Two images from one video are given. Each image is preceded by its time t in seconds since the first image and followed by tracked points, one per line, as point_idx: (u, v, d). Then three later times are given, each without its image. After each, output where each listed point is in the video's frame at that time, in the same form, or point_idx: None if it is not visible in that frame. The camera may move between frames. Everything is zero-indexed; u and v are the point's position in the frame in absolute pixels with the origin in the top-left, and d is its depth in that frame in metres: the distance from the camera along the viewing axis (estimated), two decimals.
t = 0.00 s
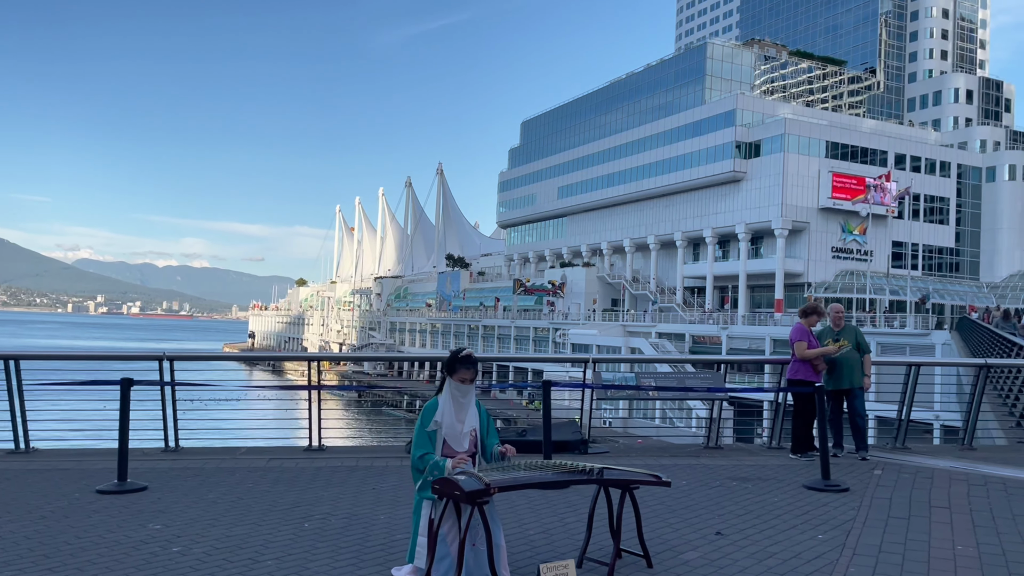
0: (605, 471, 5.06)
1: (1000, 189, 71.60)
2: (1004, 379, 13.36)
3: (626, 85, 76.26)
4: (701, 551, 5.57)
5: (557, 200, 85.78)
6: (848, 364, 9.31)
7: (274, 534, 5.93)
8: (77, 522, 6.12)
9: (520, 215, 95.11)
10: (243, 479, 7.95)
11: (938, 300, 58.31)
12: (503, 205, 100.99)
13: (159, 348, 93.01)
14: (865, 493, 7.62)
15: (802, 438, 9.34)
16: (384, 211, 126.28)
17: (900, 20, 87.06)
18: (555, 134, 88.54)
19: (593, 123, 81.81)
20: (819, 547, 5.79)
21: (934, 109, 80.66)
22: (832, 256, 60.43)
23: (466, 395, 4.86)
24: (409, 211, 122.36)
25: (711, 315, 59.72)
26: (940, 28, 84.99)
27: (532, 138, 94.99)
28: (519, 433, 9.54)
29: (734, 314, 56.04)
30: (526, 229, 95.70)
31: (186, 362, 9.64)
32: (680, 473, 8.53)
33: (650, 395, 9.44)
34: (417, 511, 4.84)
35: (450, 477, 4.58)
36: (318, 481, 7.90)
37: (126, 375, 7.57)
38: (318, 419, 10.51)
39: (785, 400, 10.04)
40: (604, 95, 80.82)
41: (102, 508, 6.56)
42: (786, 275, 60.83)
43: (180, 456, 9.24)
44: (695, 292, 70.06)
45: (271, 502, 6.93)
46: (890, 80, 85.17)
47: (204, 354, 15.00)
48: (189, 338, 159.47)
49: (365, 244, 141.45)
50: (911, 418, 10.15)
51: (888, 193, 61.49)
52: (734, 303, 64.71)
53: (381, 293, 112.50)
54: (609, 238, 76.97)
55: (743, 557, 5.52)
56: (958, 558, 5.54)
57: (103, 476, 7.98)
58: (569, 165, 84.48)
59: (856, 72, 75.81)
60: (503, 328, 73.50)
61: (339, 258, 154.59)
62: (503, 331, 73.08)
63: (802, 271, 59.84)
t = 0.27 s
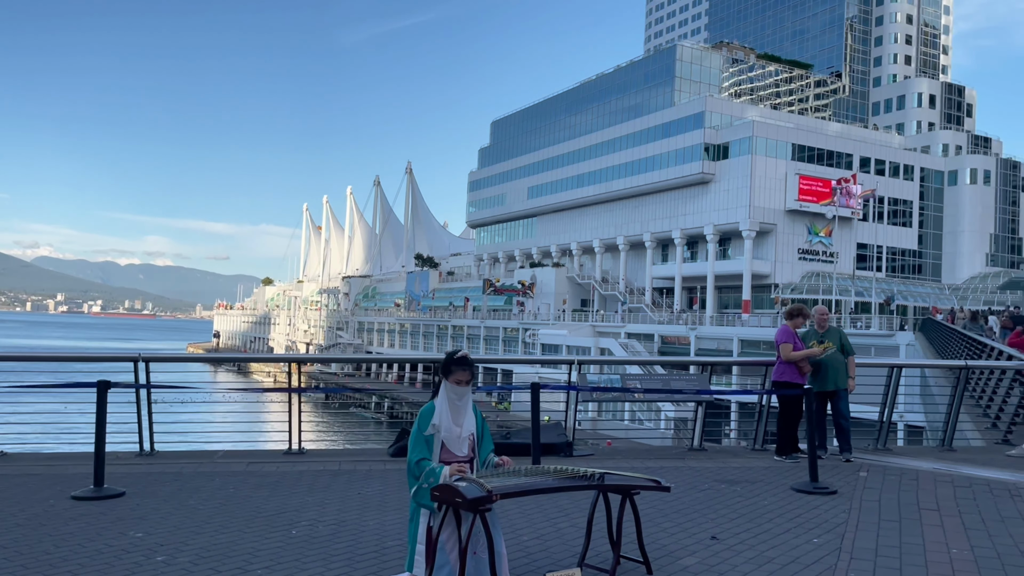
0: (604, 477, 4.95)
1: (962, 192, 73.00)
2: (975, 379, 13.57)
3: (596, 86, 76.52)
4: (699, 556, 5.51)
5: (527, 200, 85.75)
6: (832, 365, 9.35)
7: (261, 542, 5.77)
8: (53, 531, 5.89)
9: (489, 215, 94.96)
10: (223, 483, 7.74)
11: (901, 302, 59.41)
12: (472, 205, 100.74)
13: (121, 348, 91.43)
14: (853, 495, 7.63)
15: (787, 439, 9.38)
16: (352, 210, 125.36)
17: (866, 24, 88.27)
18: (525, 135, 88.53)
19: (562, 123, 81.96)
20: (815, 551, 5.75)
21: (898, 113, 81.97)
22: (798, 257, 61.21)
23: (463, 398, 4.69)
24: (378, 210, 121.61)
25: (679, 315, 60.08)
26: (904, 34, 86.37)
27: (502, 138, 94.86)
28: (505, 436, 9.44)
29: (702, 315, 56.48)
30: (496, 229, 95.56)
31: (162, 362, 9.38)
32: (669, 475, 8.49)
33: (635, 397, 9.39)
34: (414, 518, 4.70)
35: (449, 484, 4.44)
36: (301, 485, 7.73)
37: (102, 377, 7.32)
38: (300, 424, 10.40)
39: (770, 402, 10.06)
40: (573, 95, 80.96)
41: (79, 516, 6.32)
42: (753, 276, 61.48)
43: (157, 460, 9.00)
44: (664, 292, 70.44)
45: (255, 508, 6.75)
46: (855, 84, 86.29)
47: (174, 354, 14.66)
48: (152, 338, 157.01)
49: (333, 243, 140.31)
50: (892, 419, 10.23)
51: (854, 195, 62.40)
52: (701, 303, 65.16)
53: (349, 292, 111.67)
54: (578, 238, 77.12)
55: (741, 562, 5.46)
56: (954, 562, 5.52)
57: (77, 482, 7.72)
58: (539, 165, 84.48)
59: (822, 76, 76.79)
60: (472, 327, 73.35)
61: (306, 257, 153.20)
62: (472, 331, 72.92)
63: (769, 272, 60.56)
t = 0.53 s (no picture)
0: (604, 475, 4.85)
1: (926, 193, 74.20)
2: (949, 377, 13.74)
3: (567, 84, 76.60)
4: (697, 556, 5.45)
5: (498, 198, 85.59)
6: (817, 363, 9.35)
7: (250, 544, 5.62)
8: (30, 533, 5.70)
9: (460, 213, 94.72)
10: (204, 482, 7.55)
11: (867, 301, 60.28)
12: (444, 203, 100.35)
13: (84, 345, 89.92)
14: (841, 492, 7.63)
15: (772, 437, 9.39)
16: (322, 207, 124.38)
17: (834, 26, 89.27)
18: (496, 132, 88.43)
19: (534, 121, 81.98)
20: (811, 549, 5.72)
21: (864, 115, 83.07)
22: (767, 256, 61.81)
23: (460, 395, 4.57)
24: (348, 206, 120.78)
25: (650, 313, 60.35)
26: (870, 37, 87.55)
27: (473, 135, 94.60)
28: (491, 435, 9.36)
29: (672, 313, 56.82)
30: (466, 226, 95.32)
31: (137, 358, 9.16)
32: (656, 474, 8.45)
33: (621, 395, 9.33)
34: (412, 517, 4.59)
35: (448, 484, 4.33)
36: (284, 485, 7.56)
37: (78, 373, 7.10)
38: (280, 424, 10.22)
39: (754, 401, 10.06)
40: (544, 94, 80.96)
41: (56, 518, 6.13)
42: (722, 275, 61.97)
43: (134, 459, 8.77)
44: (634, 291, 70.73)
45: (238, 508, 6.57)
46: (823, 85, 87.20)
47: (144, 352, 14.35)
48: (117, 335, 154.61)
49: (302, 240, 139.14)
50: (874, 418, 10.30)
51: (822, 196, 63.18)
52: (671, 302, 65.51)
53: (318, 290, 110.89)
54: (550, 236, 77.17)
55: (739, 561, 5.41)
56: (949, 559, 5.51)
57: (50, 482, 7.51)
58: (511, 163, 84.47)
59: (791, 77, 77.54)
60: (443, 325, 73.16)
61: (275, 254, 151.81)
62: (444, 328, 72.76)
63: (738, 271, 61.11)
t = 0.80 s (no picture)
0: (603, 476, 4.75)
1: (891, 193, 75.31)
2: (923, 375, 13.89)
3: (539, 82, 76.53)
4: (694, 557, 5.38)
5: (470, 195, 85.31)
6: (801, 360, 9.37)
7: (234, 546, 5.46)
8: (4, 537, 5.47)
9: (430, 209, 94.26)
10: (182, 483, 7.34)
11: (834, 299, 61.02)
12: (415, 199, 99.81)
13: (46, 341, 88.06)
14: (828, 491, 7.62)
15: (756, 435, 9.38)
16: (290, 202, 123.05)
17: (802, 27, 90.18)
18: (467, 129, 88.07)
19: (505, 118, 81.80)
20: (805, 549, 5.68)
21: (832, 115, 84.08)
22: (736, 255, 62.29)
23: (459, 395, 4.44)
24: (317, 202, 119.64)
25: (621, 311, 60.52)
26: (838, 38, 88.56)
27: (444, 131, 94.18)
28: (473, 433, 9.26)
29: (642, 310, 57.06)
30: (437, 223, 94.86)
31: (110, 355, 8.88)
32: (641, 473, 8.40)
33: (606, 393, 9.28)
34: (407, 520, 4.45)
35: (446, 487, 4.19)
36: (265, 485, 7.37)
37: (52, 372, 6.85)
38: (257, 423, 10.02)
39: (737, 399, 10.03)
40: (516, 91, 80.80)
41: (30, 521, 5.90)
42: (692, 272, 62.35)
43: (107, 460, 8.52)
44: (604, 288, 70.92)
45: (218, 510, 6.39)
46: (791, 86, 88.07)
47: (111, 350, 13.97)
48: (79, 331, 151.65)
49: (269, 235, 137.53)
50: (854, 416, 10.34)
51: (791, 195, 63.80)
52: (641, 299, 65.77)
53: (287, 285, 109.71)
54: (521, 233, 77.10)
55: (735, 562, 5.35)
56: (942, 558, 5.51)
57: (21, 483, 7.25)
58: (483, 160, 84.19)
59: (760, 77, 78.20)
60: (413, 322, 72.70)
61: (242, 249, 149.95)
62: (415, 325, 72.30)
63: (707, 268, 61.47)
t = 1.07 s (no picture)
0: (604, 476, 4.68)
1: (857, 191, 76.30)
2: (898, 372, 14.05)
3: (511, 76, 76.35)
4: (694, 556, 5.32)
5: (440, 189, 84.87)
6: (783, 357, 9.35)
7: (223, 546, 5.33)
8: None
9: (401, 203, 93.71)
10: (161, 482, 7.14)
11: (801, 295, 61.67)
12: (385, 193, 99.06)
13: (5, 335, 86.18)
14: (814, 487, 7.64)
15: (740, 431, 9.37)
16: (258, 195, 121.66)
17: (772, 26, 90.96)
18: (438, 123, 87.61)
19: (477, 112, 81.52)
20: (799, 546, 5.65)
21: (800, 114, 84.92)
22: (705, 251, 62.64)
23: (463, 396, 4.37)
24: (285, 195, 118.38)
25: (591, 306, 60.67)
26: (806, 37, 89.39)
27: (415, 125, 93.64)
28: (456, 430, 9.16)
29: (613, 306, 57.21)
30: (407, 217, 94.35)
31: (83, 351, 8.62)
32: (627, 470, 8.35)
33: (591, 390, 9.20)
34: (405, 520, 4.36)
35: (446, 488, 4.10)
36: (247, 483, 7.21)
37: (27, 368, 6.63)
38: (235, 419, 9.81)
39: (720, 395, 9.99)
40: (488, 85, 80.54)
41: (6, 521, 5.70)
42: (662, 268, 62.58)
43: (81, 457, 8.29)
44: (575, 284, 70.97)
45: (202, 509, 6.23)
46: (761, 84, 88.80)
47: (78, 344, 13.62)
48: (39, 325, 148.62)
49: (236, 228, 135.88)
50: (834, 411, 10.43)
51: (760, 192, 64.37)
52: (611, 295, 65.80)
53: (254, 279, 108.47)
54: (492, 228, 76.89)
55: (732, 560, 5.30)
56: (934, 554, 5.52)
57: None
58: (453, 154, 83.81)
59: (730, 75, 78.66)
60: (383, 317, 72.26)
61: (208, 242, 148.00)
62: (384, 320, 71.86)
63: (677, 265, 61.66)
